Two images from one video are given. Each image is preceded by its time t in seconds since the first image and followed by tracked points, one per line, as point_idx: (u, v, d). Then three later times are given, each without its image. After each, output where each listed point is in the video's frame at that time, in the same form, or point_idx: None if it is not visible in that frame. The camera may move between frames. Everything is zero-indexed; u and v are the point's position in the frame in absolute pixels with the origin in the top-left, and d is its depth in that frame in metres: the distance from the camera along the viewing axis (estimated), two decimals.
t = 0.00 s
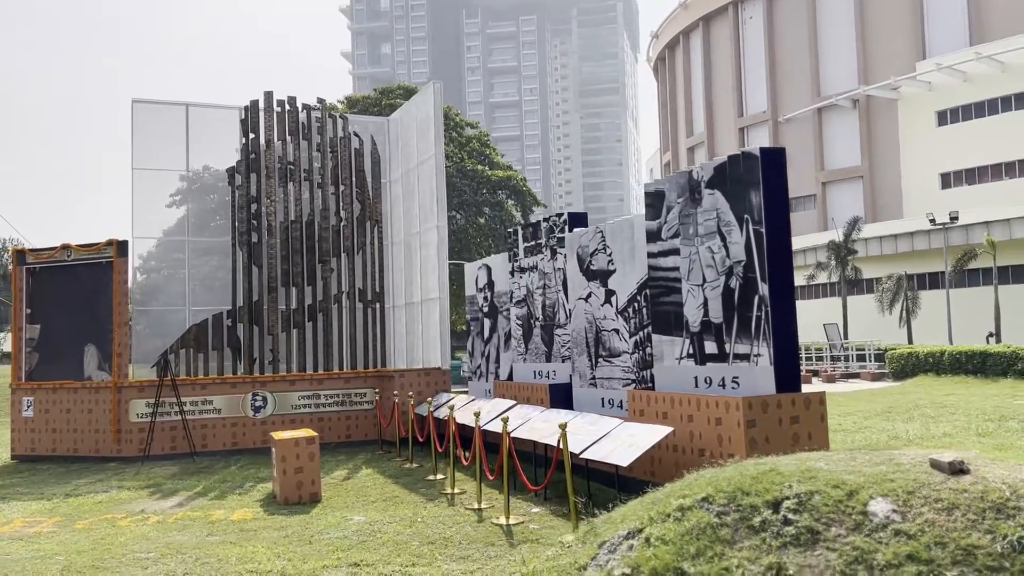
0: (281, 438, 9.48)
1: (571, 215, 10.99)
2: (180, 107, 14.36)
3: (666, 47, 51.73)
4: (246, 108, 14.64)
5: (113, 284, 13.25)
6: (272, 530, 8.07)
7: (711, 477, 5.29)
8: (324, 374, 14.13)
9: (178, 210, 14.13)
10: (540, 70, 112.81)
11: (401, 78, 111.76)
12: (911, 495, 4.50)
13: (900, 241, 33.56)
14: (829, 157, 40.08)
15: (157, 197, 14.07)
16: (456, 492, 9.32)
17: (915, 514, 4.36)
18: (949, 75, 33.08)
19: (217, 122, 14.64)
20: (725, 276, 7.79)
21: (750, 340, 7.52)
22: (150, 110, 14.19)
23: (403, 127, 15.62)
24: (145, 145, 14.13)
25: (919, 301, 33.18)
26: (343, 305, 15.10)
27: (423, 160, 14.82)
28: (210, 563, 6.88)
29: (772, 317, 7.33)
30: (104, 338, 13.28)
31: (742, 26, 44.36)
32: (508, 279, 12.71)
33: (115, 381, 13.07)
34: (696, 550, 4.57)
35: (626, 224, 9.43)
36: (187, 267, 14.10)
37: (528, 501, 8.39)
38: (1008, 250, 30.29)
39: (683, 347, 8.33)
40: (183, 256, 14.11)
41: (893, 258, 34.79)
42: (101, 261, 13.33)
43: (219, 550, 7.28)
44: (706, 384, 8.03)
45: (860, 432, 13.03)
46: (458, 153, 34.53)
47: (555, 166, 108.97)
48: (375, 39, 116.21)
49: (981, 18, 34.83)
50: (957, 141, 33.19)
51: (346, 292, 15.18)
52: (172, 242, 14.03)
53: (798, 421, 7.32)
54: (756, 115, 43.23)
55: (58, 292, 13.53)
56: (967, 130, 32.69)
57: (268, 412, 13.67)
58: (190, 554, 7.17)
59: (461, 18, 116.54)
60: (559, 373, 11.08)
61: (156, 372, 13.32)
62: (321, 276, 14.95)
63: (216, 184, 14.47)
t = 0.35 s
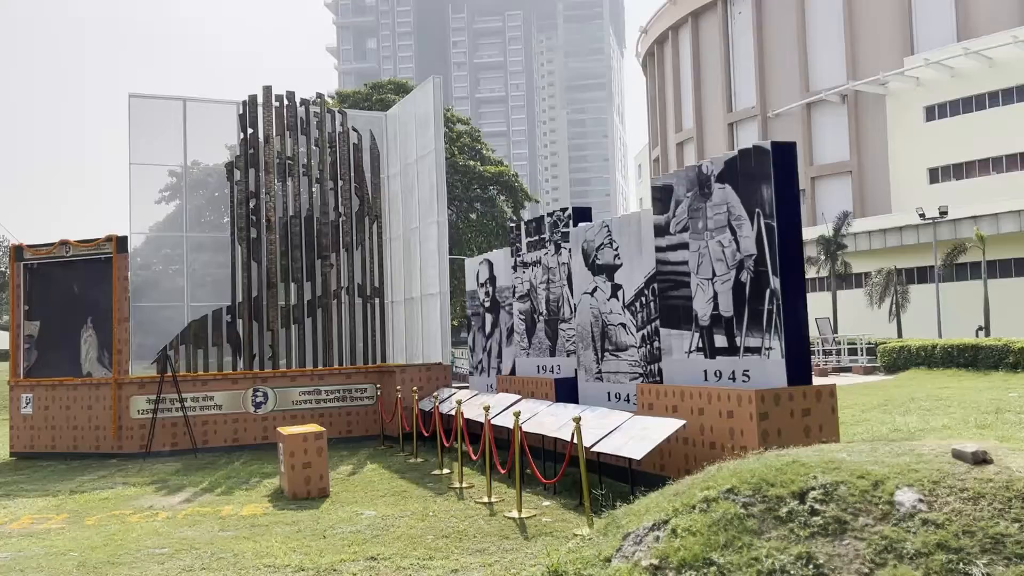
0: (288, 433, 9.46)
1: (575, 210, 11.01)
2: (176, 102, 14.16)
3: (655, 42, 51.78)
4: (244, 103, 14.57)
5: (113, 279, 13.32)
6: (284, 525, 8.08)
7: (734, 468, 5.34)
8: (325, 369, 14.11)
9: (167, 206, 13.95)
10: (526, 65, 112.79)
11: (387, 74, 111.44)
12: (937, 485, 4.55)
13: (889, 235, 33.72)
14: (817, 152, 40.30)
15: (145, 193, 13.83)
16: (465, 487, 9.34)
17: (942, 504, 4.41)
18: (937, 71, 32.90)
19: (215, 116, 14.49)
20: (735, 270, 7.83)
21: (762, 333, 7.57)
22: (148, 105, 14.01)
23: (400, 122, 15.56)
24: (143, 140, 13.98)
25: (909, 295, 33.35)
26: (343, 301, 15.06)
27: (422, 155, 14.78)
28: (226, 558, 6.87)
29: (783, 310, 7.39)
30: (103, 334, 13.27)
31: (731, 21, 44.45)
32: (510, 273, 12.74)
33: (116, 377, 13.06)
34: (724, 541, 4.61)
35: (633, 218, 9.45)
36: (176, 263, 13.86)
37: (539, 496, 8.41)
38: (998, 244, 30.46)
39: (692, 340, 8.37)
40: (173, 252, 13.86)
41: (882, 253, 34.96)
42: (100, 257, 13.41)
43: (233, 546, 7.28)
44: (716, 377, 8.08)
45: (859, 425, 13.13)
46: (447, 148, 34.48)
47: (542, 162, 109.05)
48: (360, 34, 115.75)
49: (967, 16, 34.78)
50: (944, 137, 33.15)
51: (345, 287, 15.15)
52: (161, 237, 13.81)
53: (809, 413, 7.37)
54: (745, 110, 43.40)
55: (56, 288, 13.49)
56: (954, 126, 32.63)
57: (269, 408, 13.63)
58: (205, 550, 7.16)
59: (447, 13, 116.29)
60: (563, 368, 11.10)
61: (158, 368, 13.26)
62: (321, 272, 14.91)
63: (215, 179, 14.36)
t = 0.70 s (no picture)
0: (302, 430, 9.51)
1: (583, 207, 11.09)
2: (180, 100, 14.17)
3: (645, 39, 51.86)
4: (246, 101, 14.57)
5: (118, 277, 13.26)
6: (303, 521, 8.13)
7: (760, 462, 5.44)
8: (330, 366, 14.16)
9: (159, 204, 13.84)
10: (514, 62, 112.82)
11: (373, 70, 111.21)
12: (963, 477, 4.66)
13: (880, 231, 33.86)
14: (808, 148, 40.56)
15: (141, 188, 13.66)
16: (478, 482, 9.42)
17: (969, 495, 4.52)
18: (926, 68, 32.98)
19: (217, 114, 14.49)
20: (749, 266, 7.93)
21: (775, 329, 7.67)
22: (150, 103, 13.99)
23: (402, 120, 15.58)
24: (145, 138, 13.94)
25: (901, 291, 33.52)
26: (346, 298, 15.11)
27: (425, 153, 14.81)
28: (251, 554, 6.92)
29: (796, 306, 7.50)
30: (108, 332, 13.24)
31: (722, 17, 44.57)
32: (516, 271, 12.83)
33: (121, 375, 13.01)
34: (755, 533, 4.70)
35: (643, 215, 9.55)
36: (168, 261, 13.77)
37: (552, 491, 8.48)
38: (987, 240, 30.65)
39: (705, 337, 8.48)
40: (166, 250, 13.77)
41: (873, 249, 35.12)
42: (105, 255, 13.32)
43: (254, 543, 7.32)
44: (729, 372, 8.18)
45: (861, 419, 13.27)
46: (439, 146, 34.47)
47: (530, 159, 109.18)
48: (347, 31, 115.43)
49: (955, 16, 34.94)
50: (932, 134, 33.24)
51: (349, 284, 15.19)
52: (154, 236, 13.70)
53: (824, 408, 7.48)
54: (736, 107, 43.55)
55: (60, 287, 13.46)
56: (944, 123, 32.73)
57: (274, 406, 13.67)
58: (227, 547, 7.20)
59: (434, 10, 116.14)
60: (572, 363, 11.19)
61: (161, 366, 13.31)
62: (324, 270, 14.96)
63: (218, 176, 14.35)
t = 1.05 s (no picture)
0: (323, 428, 9.56)
1: (599, 205, 11.13)
2: (191, 99, 14.17)
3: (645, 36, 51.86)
4: (257, 100, 14.62)
5: (132, 276, 13.27)
6: (327, 518, 8.18)
7: (795, 457, 5.49)
8: (343, 364, 14.19)
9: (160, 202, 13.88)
10: (511, 60, 112.90)
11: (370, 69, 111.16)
12: (1001, 471, 4.70)
13: (883, 228, 33.76)
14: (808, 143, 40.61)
15: (144, 184, 13.69)
16: (498, 480, 9.45)
17: (1009, 489, 4.56)
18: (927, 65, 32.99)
19: (229, 113, 14.50)
20: (771, 263, 7.97)
21: (799, 325, 7.72)
22: (160, 101, 13.99)
23: (413, 118, 15.62)
24: (157, 137, 13.99)
25: (904, 288, 33.50)
26: (358, 297, 15.14)
27: (437, 151, 14.84)
28: (280, 550, 6.96)
29: (820, 304, 7.54)
30: (122, 331, 13.26)
31: (722, 15, 44.61)
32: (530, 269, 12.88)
33: (136, 374, 13.03)
34: (795, 527, 4.75)
35: (662, 213, 9.59)
36: (172, 259, 13.84)
37: (575, 488, 8.52)
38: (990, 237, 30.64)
39: (726, 333, 8.52)
40: (169, 249, 13.83)
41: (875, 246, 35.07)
42: (119, 254, 13.37)
43: (282, 540, 7.37)
44: (751, 369, 8.22)
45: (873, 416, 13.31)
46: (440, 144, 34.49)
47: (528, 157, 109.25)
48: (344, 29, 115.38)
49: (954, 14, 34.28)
50: (933, 131, 33.18)
51: (361, 283, 15.23)
52: (158, 235, 13.76)
53: (847, 404, 7.54)
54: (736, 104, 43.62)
55: (73, 286, 13.48)
56: (944, 120, 32.69)
57: (288, 404, 13.70)
58: (256, 544, 7.25)
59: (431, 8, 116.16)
60: (588, 361, 11.23)
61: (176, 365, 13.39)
62: (336, 268, 15.00)
63: (230, 176, 14.40)
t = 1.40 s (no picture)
0: (355, 426, 9.59)
1: (625, 203, 11.16)
2: (214, 100, 14.36)
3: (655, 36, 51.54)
4: (280, 101, 14.75)
5: (159, 276, 13.32)
6: (364, 516, 8.21)
7: (846, 453, 5.51)
8: (367, 363, 14.23)
9: (177, 204, 13.98)
10: (516, 61, 112.94)
11: (376, 70, 111.28)
12: None
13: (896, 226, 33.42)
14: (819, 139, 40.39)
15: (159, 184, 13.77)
16: (530, 478, 9.46)
17: None
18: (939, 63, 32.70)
19: (251, 114, 14.67)
20: (808, 260, 7.98)
21: (837, 323, 7.72)
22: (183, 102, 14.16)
23: (434, 119, 15.64)
24: (180, 137, 14.14)
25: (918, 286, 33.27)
26: (381, 296, 15.19)
27: (459, 151, 14.86)
28: (323, 547, 7.00)
29: (858, 300, 7.54)
30: (150, 330, 13.33)
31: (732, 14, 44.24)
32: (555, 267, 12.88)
33: (163, 374, 13.08)
34: (853, 523, 4.75)
35: (692, 210, 9.60)
36: (189, 260, 13.94)
37: (610, 487, 8.51)
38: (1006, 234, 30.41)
39: (761, 331, 8.52)
40: (185, 251, 13.92)
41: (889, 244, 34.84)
42: (146, 254, 13.41)
43: (322, 537, 7.40)
44: (787, 366, 8.23)
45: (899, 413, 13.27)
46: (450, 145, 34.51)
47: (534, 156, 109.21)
48: (350, 30, 115.54)
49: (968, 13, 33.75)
50: (945, 129, 32.84)
51: (383, 282, 15.29)
52: (181, 235, 13.92)
53: (886, 401, 7.54)
54: (746, 103, 43.26)
55: (101, 287, 13.55)
56: (958, 118, 32.41)
57: (313, 403, 13.74)
58: (297, 541, 7.29)
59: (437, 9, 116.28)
60: (616, 359, 11.23)
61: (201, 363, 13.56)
62: (359, 268, 15.06)
63: (254, 176, 14.56)
